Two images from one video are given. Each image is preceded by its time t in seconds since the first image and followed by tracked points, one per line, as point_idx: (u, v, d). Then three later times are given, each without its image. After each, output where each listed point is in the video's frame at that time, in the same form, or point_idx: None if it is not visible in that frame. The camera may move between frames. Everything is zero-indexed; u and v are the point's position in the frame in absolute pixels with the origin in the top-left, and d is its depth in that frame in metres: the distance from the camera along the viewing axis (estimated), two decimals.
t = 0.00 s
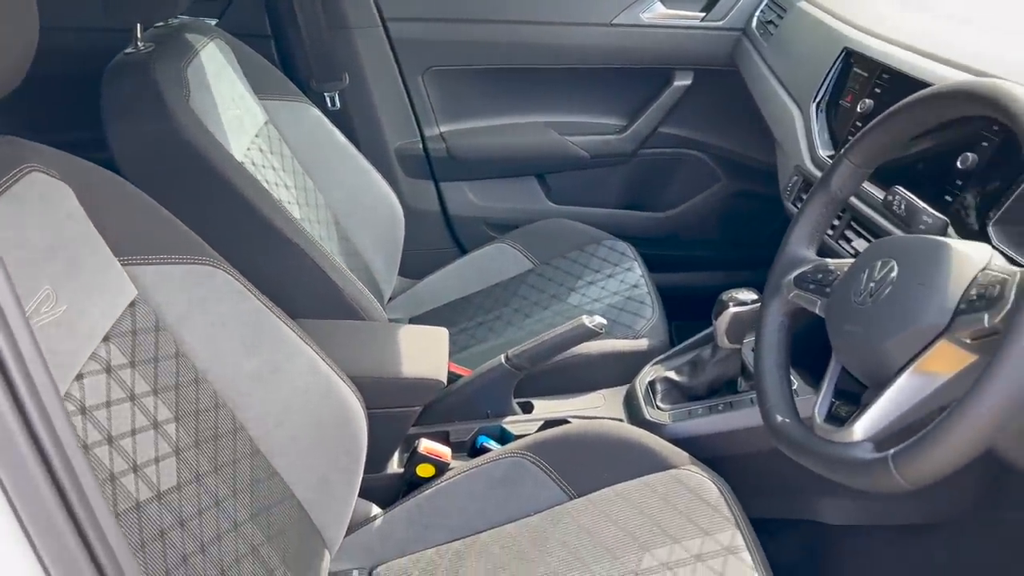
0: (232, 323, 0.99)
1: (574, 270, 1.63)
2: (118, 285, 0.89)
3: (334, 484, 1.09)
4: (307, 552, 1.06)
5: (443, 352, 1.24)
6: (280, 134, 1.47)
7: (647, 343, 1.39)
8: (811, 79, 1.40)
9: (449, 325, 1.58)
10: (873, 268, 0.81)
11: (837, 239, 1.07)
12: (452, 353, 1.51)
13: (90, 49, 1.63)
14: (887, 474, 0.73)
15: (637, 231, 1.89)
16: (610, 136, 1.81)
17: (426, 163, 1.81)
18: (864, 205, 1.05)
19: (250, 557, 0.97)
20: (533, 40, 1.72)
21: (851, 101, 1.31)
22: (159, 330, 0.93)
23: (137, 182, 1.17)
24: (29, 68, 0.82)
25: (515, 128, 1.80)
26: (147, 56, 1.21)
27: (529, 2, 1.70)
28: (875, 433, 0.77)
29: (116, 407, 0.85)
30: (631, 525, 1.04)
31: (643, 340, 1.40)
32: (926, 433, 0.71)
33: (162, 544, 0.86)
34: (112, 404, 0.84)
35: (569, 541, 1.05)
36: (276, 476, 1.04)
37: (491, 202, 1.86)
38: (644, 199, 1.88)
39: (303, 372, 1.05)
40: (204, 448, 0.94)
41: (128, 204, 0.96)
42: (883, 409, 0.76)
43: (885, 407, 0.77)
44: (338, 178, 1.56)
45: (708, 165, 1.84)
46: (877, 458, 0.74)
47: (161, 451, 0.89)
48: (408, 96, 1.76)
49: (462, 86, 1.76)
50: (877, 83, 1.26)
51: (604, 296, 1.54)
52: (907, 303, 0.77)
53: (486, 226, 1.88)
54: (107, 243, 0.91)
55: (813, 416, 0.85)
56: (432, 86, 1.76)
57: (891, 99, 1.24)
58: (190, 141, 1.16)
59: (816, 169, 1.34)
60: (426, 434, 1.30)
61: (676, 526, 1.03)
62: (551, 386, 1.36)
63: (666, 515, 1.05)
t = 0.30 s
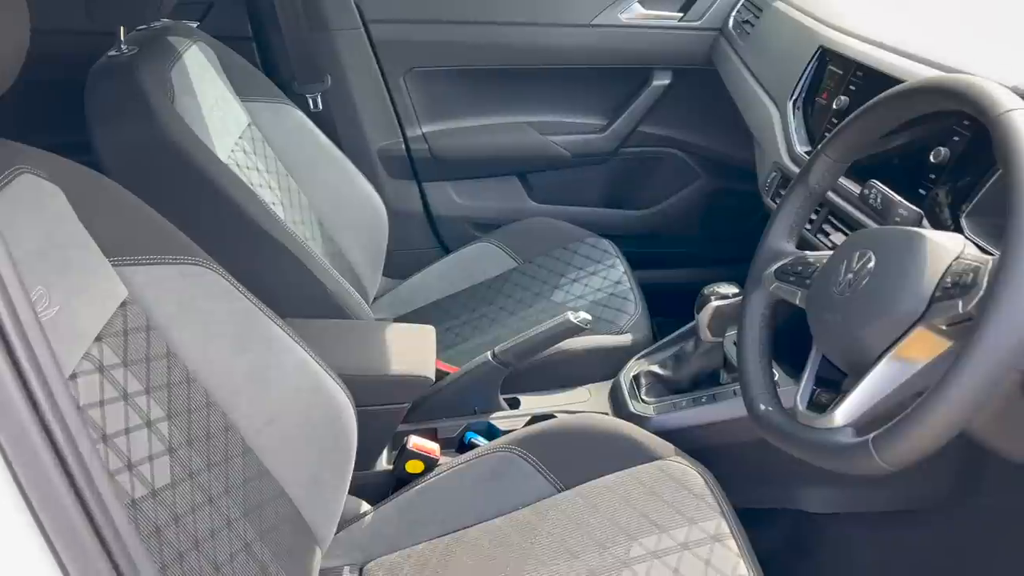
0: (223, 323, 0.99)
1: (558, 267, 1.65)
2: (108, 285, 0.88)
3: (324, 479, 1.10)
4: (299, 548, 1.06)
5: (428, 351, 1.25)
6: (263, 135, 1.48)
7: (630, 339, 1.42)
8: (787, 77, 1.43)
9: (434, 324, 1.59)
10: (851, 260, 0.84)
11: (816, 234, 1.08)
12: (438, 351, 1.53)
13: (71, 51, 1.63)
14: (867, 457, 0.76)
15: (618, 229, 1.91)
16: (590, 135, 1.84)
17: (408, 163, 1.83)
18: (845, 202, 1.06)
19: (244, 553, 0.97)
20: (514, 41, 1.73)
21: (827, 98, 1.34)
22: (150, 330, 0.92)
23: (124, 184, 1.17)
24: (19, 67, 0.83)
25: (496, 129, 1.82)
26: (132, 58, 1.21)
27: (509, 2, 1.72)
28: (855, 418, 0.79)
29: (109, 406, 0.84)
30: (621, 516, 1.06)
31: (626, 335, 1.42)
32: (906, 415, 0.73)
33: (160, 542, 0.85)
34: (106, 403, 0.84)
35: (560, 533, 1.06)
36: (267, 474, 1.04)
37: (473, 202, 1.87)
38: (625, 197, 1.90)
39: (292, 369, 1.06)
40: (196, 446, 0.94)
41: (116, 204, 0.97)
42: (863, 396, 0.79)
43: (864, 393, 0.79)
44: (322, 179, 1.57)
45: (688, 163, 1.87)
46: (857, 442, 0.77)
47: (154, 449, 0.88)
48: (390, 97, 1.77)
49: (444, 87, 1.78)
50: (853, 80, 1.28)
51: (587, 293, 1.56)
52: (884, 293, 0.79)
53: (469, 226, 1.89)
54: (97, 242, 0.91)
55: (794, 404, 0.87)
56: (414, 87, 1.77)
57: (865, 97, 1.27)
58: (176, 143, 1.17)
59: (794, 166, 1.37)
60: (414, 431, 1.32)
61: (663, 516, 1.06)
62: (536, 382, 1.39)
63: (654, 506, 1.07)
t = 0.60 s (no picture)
0: (210, 318, 1.00)
1: (538, 262, 1.67)
2: (95, 281, 0.88)
3: (312, 473, 1.11)
4: (288, 541, 1.07)
5: (411, 345, 1.26)
6: (243, 134, 1.49)
7: (611, 331, 1.44)
8: (761, 72, 1.45)
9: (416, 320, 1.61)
10: (826, 246, 0.86)
11: (791, 224, 1.10)
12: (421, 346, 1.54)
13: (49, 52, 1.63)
14: (844, 436, 0.78)
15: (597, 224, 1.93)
16: (569, 132, 1.86)
17: (388, 161, 1.84)
18: (818, 191, 1.08)
19: (234, 546, 0.97)
20: (492, 39, 1.75)
21: (800, 92, 1.36)
22: (137, 326, 0.92)
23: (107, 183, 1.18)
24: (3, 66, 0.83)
25: (475, 126, 1.83)
26: (113, 57, 1.21)
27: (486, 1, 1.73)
28: (831, 399, 0.81)
29: (98, 401, 0.85)
30: (605, 504, 1.08)
31: (607, 328, 1.45)
32: (881, 394, 0.76)
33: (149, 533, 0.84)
34: (96, 398, 0.84)
35: (546, 521, 1.08)
36: (255, 468, 1.04)
37: (453, 199, 1.89)
38: (603, 193, 1.93)
39: (279, 363, 1.07)
40: (186, 439, 0.94)
41: (102, 201, 0.97)
42: (838, 377, 0.81)
43: (840, 374, 0.81)
44: (302, 177, 1.58)
45: (665, 158, 1.89)
46: (834, 421, 0.79)
47: (144, 443, 0.88)
48: (369, 94, 1.78)
49: (422, 85, 1.79)
50: (825, 74, 1.31)
51: (568, 288, 1.59)
52: (858, 277, 0.81)
53: (449, 224, 1.90)
54: (82, 239, 0.91)
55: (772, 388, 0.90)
56: (393, 85, 1.78)
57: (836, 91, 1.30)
58: (159, 141, 1.17)
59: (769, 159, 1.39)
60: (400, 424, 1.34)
61: (646, 501, 1.08)
62: (519, 374, 1.41)
63: (638, 493, 1.09)
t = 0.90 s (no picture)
0: (191, 311, 1.01)
1: (515, 256, 1.69)
2: (75, 276, 0.88)
3: (293, 464, 1.12)
4: (270, 532, 1.07)
5: (391, 337, 1.27)
6: (219, 131, 1.49)
7: (587, 322, 1.47)
8: (730, 64, 1.48)
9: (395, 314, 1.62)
10: (794, 229, 0.89)
11: (762, 213, 1.12)
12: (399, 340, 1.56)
13: (21, 52, 1.63)
14: (814, 411, 0.81)
15: (572, 218, 1.96)
16: (543, 126, 1.88)
17: (364, 157, 1.85)
18: (787, 179, 1.10)
19: (218, 537, 0.96)
20: (465, 34, 1.77)
21: (768, 83, 1.40)
22: (118, 319, 0.92)
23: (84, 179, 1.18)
24: None
25: (450, 122, 1.85)
26: (87, 54, 1.21)
27: None
28: (801, 377, 0.83)
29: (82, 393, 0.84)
30: (584, 488, 1.11)
31: (583, 318, 1.47)
32: (847, 369, 0.78)
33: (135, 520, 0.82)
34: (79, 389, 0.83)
35: (527, 506, 1.10)
36: (235, 459, 1.05)
37: (429, 194, 1.90)
38: (578, 186, 1.95)
39: (259, 355, 1.08)
40: (168, 430, 0.94)
41: (79, 196, 0.98)
42: (807, 355, 0.83)
43: (809, 352, 0.84)
44: (278, 174, 1.58)
45: (638, 151, 1.92)
46: (803, 397, 0.82)
47: (127, 434, 0.88)
48: (343, 90, 1.79)
49: (397, 82, 1.81)
50: (790, 66, 1.35)
51: (545, 280, 1.61)
52: (825, 258, 0.84)
53: (426, 219, 1.92)
54: (61, 233, 0.91)
55: (744, 368, 0.92)
56: (367, 81, 1.80)
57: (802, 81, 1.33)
58: (135, 137, 1.18)
59: (738, 149, 1.43)
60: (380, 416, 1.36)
61: (624, 484, 1.10)
62: (498, 365, 1.43)
63: (617, 477, 1.11)
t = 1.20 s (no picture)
0: (160, 307, 1.02)
1: (486, 250, 1.70)
2: (42, 275, 0.86)
3: (266, 457, 1.13)
4: (243, 525, 1.07)
5: (362, 331, 1.27)
6: (185, 130, 1.50)
7: (557, 313, 1.49)
8: (691, 57, 1.51)
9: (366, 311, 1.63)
10: (752, 216, 0.91)
11: (724, 202, 1.14)
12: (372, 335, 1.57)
13: None
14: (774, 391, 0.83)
15: (542, 212, 1.97)
16: (511, 122, 1.90)
17: (332, 155, 1.86)
18: (747, 168, 1.12)
19: (192, 529, 0.97)
20: (431, 31, 1.78)
21: (729, 76, 1.43)
22: (87, 315, 0.92)
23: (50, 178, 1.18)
24: None
25: (418, 118, 1.86)
26: (51, 53, 1.21)
27: None
28: (761, 357, 0.86)
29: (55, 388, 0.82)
30: (555, 475, 1.13)
31: (553, 310, 1.49)
32: (804, 348, 0.81)
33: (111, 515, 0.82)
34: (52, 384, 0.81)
35: (499, 494, 1.12)
36: (208, 453, 1.05)
37: (399, 191, 1.91)
38: (547, 181, 1.97)
39: (229, 349, 1.09)
40: (139, 425, 0.93)
41: (47, 193, 0.98)
42: (766, 338, 0.85)
43: (767, 335, 0.86)
44: (247, 172, 1.59)
45: (606, 146, 1.94)
46: (763, 377, 0.84)
47: (99, 428, 0.86)
48: (310, 88, 1.80)
49: (364, 79, 1.82)
50: (751, 58, 1.37)
51: (516, 273, 1.62)
52: (782, 242, 0.86)
53: (396, 216, 1.93)
54: (28, 230, 0.91)
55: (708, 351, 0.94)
56: (334, 79, 1.80)
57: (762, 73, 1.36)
58: (101, 136, 1.18)
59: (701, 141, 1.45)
60: (353, 410, 1.37)
61: (594, 469, 1.12)
62: (469, 358, 1.45)
63: (588, 463, 1.13)
